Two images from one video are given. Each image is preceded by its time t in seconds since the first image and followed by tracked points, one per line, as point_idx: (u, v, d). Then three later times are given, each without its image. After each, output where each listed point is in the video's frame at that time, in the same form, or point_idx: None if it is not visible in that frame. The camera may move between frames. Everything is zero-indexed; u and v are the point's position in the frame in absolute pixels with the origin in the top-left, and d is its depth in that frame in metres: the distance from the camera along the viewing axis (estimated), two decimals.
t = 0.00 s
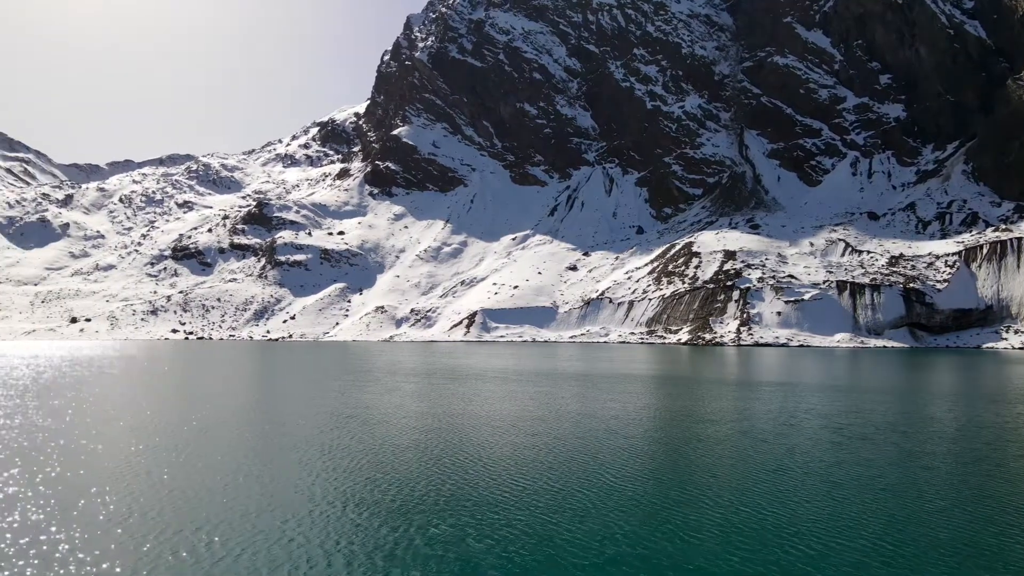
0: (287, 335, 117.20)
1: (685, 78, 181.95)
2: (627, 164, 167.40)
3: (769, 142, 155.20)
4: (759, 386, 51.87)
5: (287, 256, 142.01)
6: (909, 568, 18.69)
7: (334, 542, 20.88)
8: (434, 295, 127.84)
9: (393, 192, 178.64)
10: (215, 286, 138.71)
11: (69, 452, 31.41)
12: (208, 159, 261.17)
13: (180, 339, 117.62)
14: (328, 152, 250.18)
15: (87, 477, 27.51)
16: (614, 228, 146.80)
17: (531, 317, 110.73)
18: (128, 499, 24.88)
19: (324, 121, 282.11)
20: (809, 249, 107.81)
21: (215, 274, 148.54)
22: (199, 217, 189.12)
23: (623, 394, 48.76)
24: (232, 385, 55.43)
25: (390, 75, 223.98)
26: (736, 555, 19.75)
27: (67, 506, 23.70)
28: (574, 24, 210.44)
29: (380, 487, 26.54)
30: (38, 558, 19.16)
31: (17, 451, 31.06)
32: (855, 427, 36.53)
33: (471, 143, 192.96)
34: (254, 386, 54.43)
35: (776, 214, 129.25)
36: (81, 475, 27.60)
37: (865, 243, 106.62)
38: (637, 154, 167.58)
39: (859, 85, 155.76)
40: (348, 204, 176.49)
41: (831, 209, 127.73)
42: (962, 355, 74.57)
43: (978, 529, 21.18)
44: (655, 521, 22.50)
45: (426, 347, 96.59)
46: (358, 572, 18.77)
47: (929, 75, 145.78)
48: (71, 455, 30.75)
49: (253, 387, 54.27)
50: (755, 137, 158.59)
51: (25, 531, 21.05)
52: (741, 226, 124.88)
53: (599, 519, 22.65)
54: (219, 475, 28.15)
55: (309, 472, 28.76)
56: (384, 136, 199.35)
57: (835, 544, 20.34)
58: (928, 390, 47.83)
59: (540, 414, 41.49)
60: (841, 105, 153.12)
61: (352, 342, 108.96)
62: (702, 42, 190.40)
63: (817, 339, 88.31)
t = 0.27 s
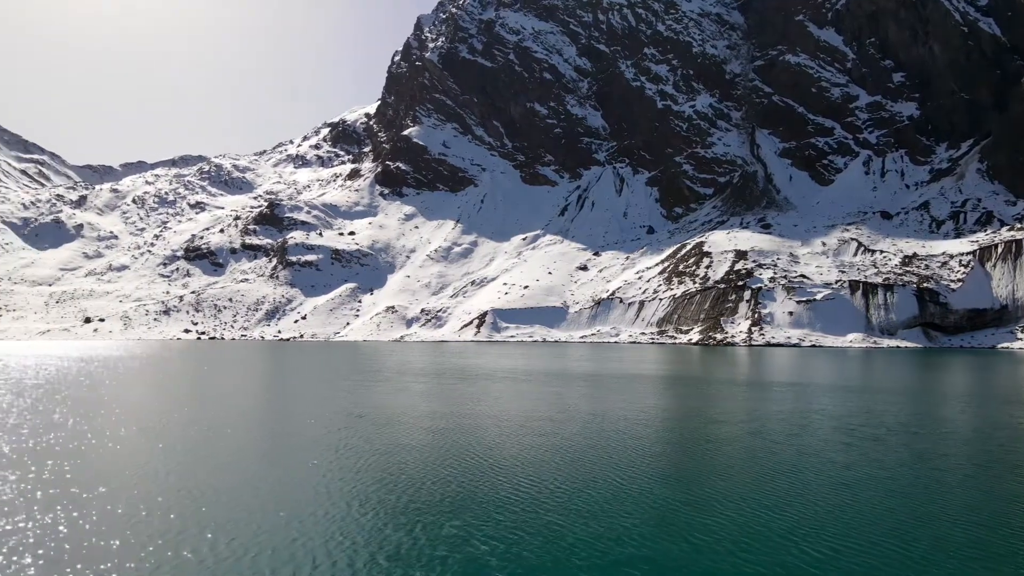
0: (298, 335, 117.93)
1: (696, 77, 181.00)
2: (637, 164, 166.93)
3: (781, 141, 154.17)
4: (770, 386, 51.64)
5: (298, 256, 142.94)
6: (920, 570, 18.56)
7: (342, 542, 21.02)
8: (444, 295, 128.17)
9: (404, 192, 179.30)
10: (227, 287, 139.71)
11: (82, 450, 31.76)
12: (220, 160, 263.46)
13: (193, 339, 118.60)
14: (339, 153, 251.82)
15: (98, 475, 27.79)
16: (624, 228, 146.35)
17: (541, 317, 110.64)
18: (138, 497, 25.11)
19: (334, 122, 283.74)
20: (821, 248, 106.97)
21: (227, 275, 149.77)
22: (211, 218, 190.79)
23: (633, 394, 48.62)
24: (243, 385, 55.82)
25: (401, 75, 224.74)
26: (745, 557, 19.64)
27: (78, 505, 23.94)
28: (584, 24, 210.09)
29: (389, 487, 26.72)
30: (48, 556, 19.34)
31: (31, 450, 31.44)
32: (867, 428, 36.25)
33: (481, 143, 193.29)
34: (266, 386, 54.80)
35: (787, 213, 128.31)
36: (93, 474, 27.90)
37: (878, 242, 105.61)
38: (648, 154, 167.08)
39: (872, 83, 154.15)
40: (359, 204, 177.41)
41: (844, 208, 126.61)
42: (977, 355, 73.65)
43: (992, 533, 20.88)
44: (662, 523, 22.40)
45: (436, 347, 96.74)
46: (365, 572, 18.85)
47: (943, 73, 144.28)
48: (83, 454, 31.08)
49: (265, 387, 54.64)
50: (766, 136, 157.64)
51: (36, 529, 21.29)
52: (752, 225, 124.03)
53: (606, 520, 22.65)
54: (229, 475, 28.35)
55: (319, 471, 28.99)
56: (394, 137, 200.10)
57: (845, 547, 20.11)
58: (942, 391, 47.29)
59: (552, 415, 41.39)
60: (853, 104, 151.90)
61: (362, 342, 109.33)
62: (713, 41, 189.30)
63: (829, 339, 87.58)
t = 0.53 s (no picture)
0: (311, 335, 118.63)
1: (709, 76, 179.80)
2: (649, 164, 166.29)
3: (794, 140, 152.86)
4: (783, 386, 51.34)
5: (311, 256, 143.95)
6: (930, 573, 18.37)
7: (353, 541, 21.16)
8: (457, 295, 128.46)
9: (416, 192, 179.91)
10: (241, 287, 140.57)
11: (95, 449, 32.10)
12: (234, 161, 265.98)
13: (207, 339, 119.56)
14: (351, 154, 253.48)
15: (110, 473, 28.12)
16: (636, 228, 145.76)
17: (553, 317, 110.45)
18: (150, 496, 25.37)
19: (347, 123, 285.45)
20: (835, 248, 106.01)
21: (240, 275, 151.08)
22: (225, 219, 192.59)
23: (644, 395, 48.40)
24: (256, 385, 56.30)
25: (413, 76, 225.60)
26: (754, 559, 19.53)
27: (90, 502, 24.22)
28: (596, 24, 209.67)
29: (400, 486, 26.96)
30: (60, 553, 19.58)
31: (45, 449, 31.80)
32: (879, 429, 35.88)
33: (493, 143, 193.57)
34: (279, 386, 55.25)
35: (801, 212, 127.12)
36: (105, 473, 28.20)
37: (894, 241, 104.36)
38: (660, 153, 166.37)
39: (887, 82, 152.87)
40: (371, 205, 178.34)
41: (859, 207, 125.25)
42: (994, 356, 72.57)
43: (1005, 536, 20.62)
44: (669, 524, 22.33)
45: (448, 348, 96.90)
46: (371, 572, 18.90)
47: (960, 71, 143.08)
48: (95, 453, 31.41)
49: (277, 387, 55.11)
50: (779, 135, 156.43)
51: (49, 528, 21.54)
52: (766, 225, 123.01)
53: (615, 520, 22.68)
54: (238, 475, 28.55)
55: (330, 471, 29.23)
56: (406, 137, 200.88)
57: (855, 550, 19.94)
58: (958, 392, 46.64)
59: (563, 416, 41.33)
60: (867, 102, 150.52)
61: (375, 342, 109.67)
62: (726, 40, 187.93)
63: (844, 340, 86.67)
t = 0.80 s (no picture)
0: (322, 335, 119.22)
1: (720, 75, 178.74)
2: (660, 163, 165.72)
3: (806, 139, 151.72)
4: (795, 386, 51.12)
5: (322, 257, 144.81)
6: None
7: (364, 540, 21.30)
8: (467, 295, 128.71)
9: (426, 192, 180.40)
10: (253, 287, 141.51)
11: (108, 449, 32.45)
12: (246, 162, 268.03)
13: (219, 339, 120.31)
14: (362, 154, 254.92)
15: (123, 473, 28.42)
16: (647, 228, 145.21)
17: (563, 317, 110.26)
18: (162, 495, 25.62)
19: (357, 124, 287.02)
20: (847, 247, 105.16)
21: (252, 275, 152.18)
22: (237, 219, 194.07)
23: (654, 396, 48.17)
24: (267, 385, 56.69)
25: (423, 77, 226.27)
26: (765, 562, 19.42)
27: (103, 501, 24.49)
28: (607, 23, 209.25)
29: (412, 486, 27.07)
30: (75, 551, 19.88)
31: (59, 449, 32.18)
32: (892, 430, 35.54)
33: (503, 143, 193.79)
34: (290, 386, 55.61)
35: (813, 212, 126.09)
36: (119, 472, 28.52)
37: (907, 241, 103.29)
38: (671, 153, 165.70)
39: (900, 80, 151.95)
40: (382, 205, 179.14)
41: (872, 207, 124.09)
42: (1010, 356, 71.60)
43: (1019, 539, 20.39)
44: (679, 525, 22.31)
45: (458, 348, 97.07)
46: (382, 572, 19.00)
47: (975, 68, 143.22)
48: (108, 453, 31.75)
49: (288, 387, 55.49)
50: (791, 134, 155.28)
51: (64, 526, 21.84)
52: (777, 225, 122.07)
53: (626, 521, 22.66)
54: (250, 475, 28.76)
55: (341, 471, 29.41)
56: (417, 138, 201.45)
57: (866, 552, 19.85)
58: (973, 392, 46.13)
59: (573, 416, 41.29)
60: (881, 101, 149.58)
61: (385, 342, 109.91)
62: (737, 39, 186.66)
63: (857, 340, 85.85)
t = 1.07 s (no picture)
0: (334, 335, 119.86)
1: (731, 74, 177.61)
2: (671, 163, 165.15)
3: (818, 138, 150.56)
4: (807, 387, 50.79)
5: (333, 257, 145.73)
6: None
7: (372, 540, 21.37)
8: (478, 295, 128.94)
9: (437, 192, 180.81)
10: (264, 288, 142.57)
11: (120, 448, 32.79)
12: (258, 163, 270.40)
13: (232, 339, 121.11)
14: (373, 155, 256.50)
15: (134, 471, 28.69)
16: (658, 227, 144.56)
17: (574, 317, 110.00)
18: (172, 493, 25.83)
19: (368, 124, 288.75)
20: (860, 247, 104.20)
21: (264, 276, 153.38)
22: (249, 220, 195.75)
23: (664, 396, 47.92)
24: (278, 385, 57.23)
25: (434, 77, 226.95)
26: (774, 565, 19.22)
27: (114, 500, 24.72)
28: (617, 23, 208.78)
29: (421, 486, 27.14)
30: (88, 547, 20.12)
31: (72, 448, 32.53)
32: (904, 432, 35.12)
33: (514, 143, 194.02)
34: (302, 387, 56.02)
35: (826, 211, 124.94)
36: (130, 471, 28.80)
37: (921, 240, 102.09)
38: (682, 152, 164.91)
39: (913, 78, 151.00)
40: (393, 205, 179.92)
41: (885, 206, 122.88)
42: None
43: None
44: (686, 527, 22.24)
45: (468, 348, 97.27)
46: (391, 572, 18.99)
47: (990, 66, 142.75)
48: (120, 452, 32.08)
49: (299, 387, 55.96)
50: (803, 133, 154.08)
51: (76, 523, 22.09)
52: (789, 224, 121.06)
53: (633, 523, 22.59)
54: (259, 474, 28.95)
55: (350, 471, 29.54)
56: (427, 138, 202.07)
57: (875, 554, 19.75)
58: (989, 393, 45.47)
59: (583, 416, 41.25)
60: (894, 99, 148.44)
61: (397, 342, 110.25)
62: (749, 38, 185.26)
63: (870, 340, 85.01)
